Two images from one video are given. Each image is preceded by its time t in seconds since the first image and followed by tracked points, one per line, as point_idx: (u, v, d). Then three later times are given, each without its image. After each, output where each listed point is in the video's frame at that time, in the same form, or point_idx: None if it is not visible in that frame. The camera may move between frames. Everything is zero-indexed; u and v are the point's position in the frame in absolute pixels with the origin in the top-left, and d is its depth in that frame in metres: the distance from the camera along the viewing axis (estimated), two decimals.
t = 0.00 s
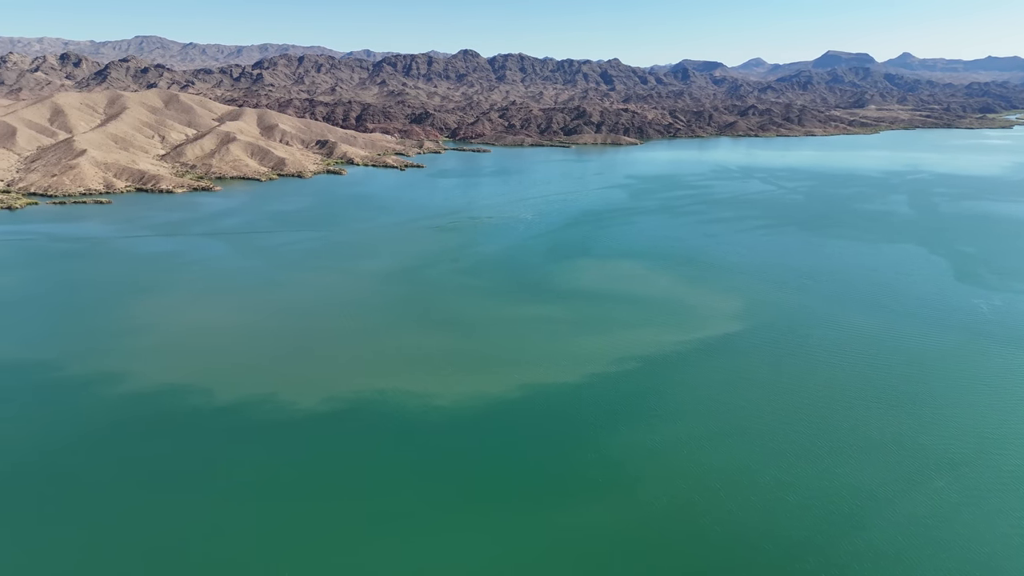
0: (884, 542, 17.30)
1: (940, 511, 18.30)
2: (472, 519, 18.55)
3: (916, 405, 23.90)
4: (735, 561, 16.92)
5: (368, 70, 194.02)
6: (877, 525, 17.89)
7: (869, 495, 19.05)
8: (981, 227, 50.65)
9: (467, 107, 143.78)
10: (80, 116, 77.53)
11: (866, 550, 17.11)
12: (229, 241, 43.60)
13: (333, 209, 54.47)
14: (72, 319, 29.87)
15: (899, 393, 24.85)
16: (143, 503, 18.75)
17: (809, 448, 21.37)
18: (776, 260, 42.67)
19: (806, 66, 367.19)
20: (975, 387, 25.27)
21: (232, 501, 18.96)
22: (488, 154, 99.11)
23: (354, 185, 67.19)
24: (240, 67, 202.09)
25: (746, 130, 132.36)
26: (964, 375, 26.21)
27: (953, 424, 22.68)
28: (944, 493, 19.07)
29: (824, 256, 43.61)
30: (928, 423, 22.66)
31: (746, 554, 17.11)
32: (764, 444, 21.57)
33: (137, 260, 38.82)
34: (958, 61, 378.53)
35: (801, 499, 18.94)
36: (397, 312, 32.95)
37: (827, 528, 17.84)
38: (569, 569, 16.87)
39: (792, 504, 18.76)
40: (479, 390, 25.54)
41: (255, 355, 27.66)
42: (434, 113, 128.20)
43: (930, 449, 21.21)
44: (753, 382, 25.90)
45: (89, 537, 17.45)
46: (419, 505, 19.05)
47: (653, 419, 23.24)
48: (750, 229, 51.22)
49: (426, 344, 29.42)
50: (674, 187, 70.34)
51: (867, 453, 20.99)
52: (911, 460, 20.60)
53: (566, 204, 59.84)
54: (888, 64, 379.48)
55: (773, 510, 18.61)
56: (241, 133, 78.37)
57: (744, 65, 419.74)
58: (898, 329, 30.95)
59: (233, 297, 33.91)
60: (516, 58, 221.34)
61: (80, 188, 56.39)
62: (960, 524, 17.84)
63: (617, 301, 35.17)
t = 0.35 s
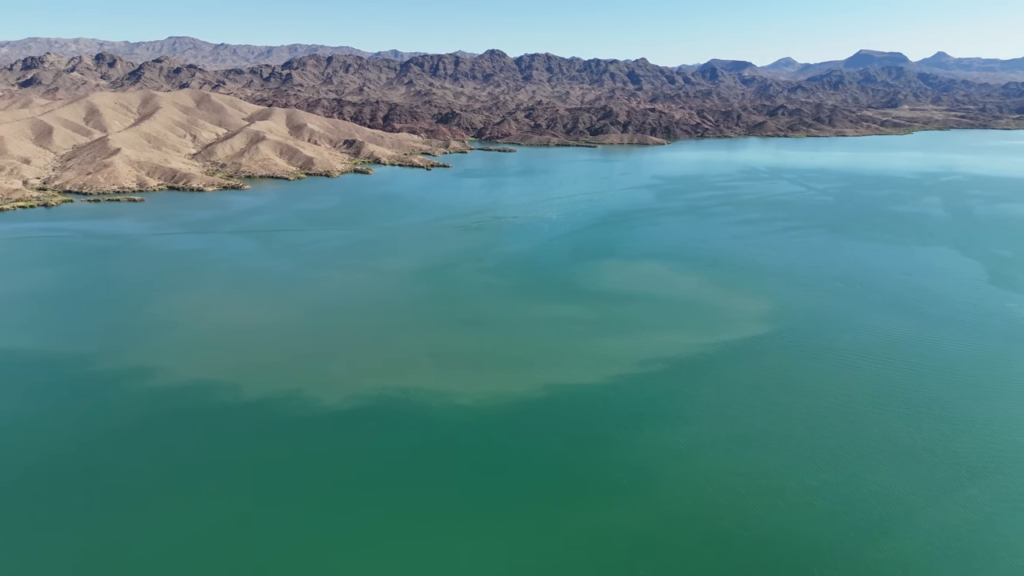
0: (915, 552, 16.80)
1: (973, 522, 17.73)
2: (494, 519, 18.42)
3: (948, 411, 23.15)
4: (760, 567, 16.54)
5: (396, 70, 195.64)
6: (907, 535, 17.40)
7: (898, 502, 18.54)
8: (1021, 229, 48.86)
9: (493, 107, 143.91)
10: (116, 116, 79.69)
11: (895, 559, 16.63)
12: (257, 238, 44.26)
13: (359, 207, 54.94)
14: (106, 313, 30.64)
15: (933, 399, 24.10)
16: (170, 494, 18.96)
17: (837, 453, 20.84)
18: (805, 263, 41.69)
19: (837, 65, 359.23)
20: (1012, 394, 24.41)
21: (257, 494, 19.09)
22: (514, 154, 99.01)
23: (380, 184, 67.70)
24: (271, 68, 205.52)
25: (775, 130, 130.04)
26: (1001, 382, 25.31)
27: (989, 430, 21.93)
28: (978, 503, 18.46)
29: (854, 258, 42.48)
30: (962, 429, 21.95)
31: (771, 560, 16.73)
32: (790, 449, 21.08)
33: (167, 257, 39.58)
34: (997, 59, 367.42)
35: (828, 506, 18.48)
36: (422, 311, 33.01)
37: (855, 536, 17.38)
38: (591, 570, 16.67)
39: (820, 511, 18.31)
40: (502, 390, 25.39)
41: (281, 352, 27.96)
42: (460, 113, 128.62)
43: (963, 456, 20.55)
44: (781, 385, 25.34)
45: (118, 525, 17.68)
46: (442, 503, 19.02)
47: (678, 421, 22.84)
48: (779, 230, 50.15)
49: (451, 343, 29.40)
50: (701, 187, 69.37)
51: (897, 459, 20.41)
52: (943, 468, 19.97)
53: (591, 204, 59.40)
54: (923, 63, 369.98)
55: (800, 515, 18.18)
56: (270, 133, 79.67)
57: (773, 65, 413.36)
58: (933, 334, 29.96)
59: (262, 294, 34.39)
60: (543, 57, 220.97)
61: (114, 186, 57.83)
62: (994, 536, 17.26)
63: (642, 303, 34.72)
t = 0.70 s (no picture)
0: (946, 559, 16.38)
1: (1006, 529, 17.29)
2: (516, 518, 18.34)
3: (982, 418, 22.53)
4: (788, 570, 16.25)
5: (422, 70, 196.86)
6: (938, 541, 16.99)
7: (928, 508, 18.14)
8: None
9: (518, 107, 143.76)
10: (149, 116, 81.62)
11: (926, 565, 16.24)
12: (285, 237, 44.89)
13: (385, 207, 55.34)
14: (139, 309, 31.39)
15: (967, 405, 23.44)
16: (197, 485, 19.23)
17: (865, 457, 20.44)
18: (835, 265, 40.68)
19: (870, 64, 350.76)
20: None
21: (282, 487, 19.29)
22: (539, 153, 98.72)
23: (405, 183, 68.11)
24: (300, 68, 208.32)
25: (804, 130, 127.50)
26: None
27: None
28: (1012, 510, 17.99)
29: (886, 260, 41.33)
30: (997, 436, 21.35)
31: (799, 564, 16.41)
32: (817, 453, 20.67)
33: (196, 255, 40.32)
34: None
35: (856, 509, 18.14)
36: (446, 310, 33.04)
37: (884, 541, 17.01)
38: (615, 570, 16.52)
39: (847, 515, 17.95)
40: (525, 389, 25.28)
41: (308, 349, 28.25)
42: (486, 113, 128.80)
43: (996, 463, 20.03)
44: (808, 389, 24.87)
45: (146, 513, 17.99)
46: (465, 499, 19.05)
47: (703, 423, 22.52)
48: (808, 232, 49.08)
49: (475, 342, 29.41)
50: (728, 188, 68.28)
51: (927, 464, 19.99)
52: (976, 474, 19.51)
53: (615, 204, 58.90)
54: (960, 61, 359.74)
55: (827, 520, 17.81)
56: (298, 132, 80.79)
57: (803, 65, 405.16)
58: (969, 338, 28.99)
59: (290, 292, 34.82)
60: (569, 57, 220.15)
61: (146, 185, 59.16)
62: None
63: (666, 304, 34.27)
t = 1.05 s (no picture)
0: (973, 566, 16.03)
1: None
2: (534, 518, 18.21)
3: (1017, 424, 21.84)
4: None
5: (446, 70, 197.86)
6: (966, 549, 16.65)
7: (955, 514, 17.78)
8: None
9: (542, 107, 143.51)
10: (178, 115, 83.29)
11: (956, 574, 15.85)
12: (310, 236, 45.39)
13: (408, 206, 55.65)
14: (168, 306, 32.01)
15: (1001, 411, 22.74)
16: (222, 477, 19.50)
17: (893, 461, 20.00)
18: (863, 267, 39.63)
19: (901, 63, 342.28)
20: None
21: (304, 481, 19.49)
22: (562, 153, 98.42)
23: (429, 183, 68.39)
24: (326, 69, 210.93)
25: (831, 131, 124.92)
26: None
27: None
28: None
29: (916, 262, 40.14)
30: None
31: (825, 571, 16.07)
32: (842, 457, 20.27)
33: (223, 253, 40.95)
34: None
35: (883, 515, 17.77)
36: (468, 310, 33.02)
37: (911, 548, 16.62)
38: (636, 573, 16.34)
39: (874, 521, 17.56)
40: (545, 389, 25.12)
41: (331, 347, 28.43)
42: (509, 113, 128.83)
43: None
44: (835, 391, 24.35)
45: (170, 503, 18.28)
46: (484, 497, 19.02)
47: (725, 425, 22.20)
48: (835, 233, 48.00)
49: (496, 341, 29.34)
50: (753, 188, 67.20)
51: (958, 470, 19.52)
52: (1009, 482, 18.97)
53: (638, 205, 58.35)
54: (996, 60, 349.69)
55: (852, 525, 17.47)
56: (323, 132, 81.74)
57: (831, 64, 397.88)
58: (1005, 344, 28.05)
59: (313, 290, 35.17)
60: (593, 57, 219.25)
61: (174, 183, 60.39)
62: None
63: (690, 305, 33.72)
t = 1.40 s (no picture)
0: None
1: None
2: (553, 520, 18.06)
3: None
4: None
5: (469, 70, 198.47)
6: (997, 559, 16.20)
7: (986, 525, 17.26)
8: None
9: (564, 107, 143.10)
10: (204, 115, 84.78)
11: None
12: (333, 235, 45.73)
13: (430, 206, 55.79)
14: (195, 303, 32.54)
15: None
16: (244, 473, 19.71)
17: (923, 470, 19.48)
18: (891, 269, 38.63)
19: (931, 62, 334.21)
20: None
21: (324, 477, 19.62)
22: (584, 154, 97.92)
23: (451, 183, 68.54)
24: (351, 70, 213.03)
25: (858, 131, 122.34)
26: None
27: None
28: None
29: (947, 265, 39.01)
30: None
31: None
32: (869, 463, 19.82)
33: (247, 251, 41.50)
34: None
35: (912, 524, 17.31)
36: (490, 310, 32.96)
37: (939, 559, 16.21)
38: None
39: (902, 529, 17.14)
40: (567, 390, 24.91)
41: (352, 346, 28.53)
42: (532, 113, 128.69)
43: None
44: (863, 396, 23.78)
45: (193, 498, 18.54)
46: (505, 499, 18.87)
47: (750, 429, 21.81)
48: (861, 235, 46.92)
49: (517, 342, 29.20)
50: (778, 189, 66.04)
51: (989, 481, 18.97)
52: None
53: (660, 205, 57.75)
54: None
55: (879, 532, 17.07)
56: (347, 132, 82.51)
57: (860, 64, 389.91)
58: None
59: (335, 289, 35.37)
60: (617, 57, 218.06)
61: (200, 182, 61.45)
62: None
63: (712, 307, 33.21)
